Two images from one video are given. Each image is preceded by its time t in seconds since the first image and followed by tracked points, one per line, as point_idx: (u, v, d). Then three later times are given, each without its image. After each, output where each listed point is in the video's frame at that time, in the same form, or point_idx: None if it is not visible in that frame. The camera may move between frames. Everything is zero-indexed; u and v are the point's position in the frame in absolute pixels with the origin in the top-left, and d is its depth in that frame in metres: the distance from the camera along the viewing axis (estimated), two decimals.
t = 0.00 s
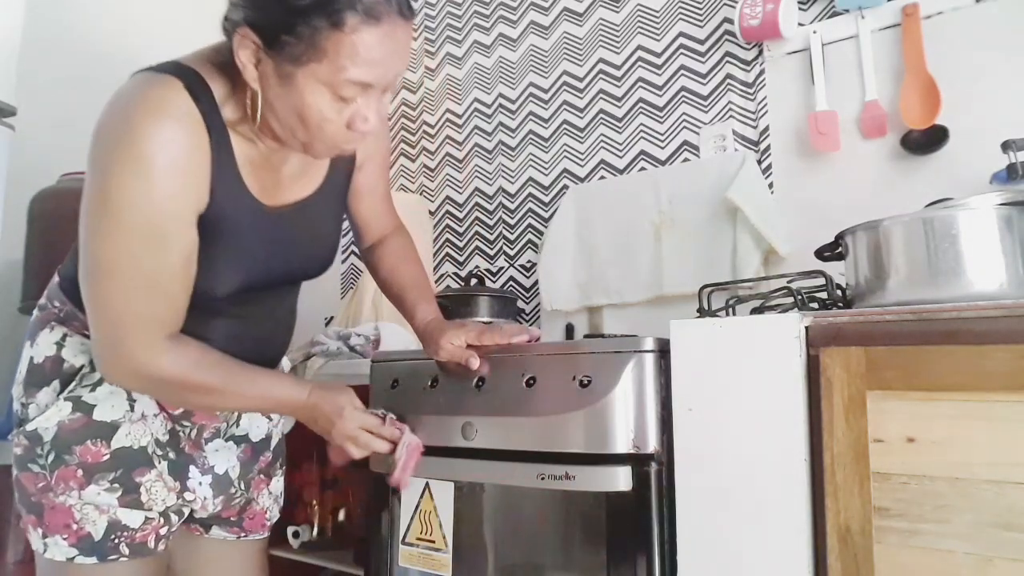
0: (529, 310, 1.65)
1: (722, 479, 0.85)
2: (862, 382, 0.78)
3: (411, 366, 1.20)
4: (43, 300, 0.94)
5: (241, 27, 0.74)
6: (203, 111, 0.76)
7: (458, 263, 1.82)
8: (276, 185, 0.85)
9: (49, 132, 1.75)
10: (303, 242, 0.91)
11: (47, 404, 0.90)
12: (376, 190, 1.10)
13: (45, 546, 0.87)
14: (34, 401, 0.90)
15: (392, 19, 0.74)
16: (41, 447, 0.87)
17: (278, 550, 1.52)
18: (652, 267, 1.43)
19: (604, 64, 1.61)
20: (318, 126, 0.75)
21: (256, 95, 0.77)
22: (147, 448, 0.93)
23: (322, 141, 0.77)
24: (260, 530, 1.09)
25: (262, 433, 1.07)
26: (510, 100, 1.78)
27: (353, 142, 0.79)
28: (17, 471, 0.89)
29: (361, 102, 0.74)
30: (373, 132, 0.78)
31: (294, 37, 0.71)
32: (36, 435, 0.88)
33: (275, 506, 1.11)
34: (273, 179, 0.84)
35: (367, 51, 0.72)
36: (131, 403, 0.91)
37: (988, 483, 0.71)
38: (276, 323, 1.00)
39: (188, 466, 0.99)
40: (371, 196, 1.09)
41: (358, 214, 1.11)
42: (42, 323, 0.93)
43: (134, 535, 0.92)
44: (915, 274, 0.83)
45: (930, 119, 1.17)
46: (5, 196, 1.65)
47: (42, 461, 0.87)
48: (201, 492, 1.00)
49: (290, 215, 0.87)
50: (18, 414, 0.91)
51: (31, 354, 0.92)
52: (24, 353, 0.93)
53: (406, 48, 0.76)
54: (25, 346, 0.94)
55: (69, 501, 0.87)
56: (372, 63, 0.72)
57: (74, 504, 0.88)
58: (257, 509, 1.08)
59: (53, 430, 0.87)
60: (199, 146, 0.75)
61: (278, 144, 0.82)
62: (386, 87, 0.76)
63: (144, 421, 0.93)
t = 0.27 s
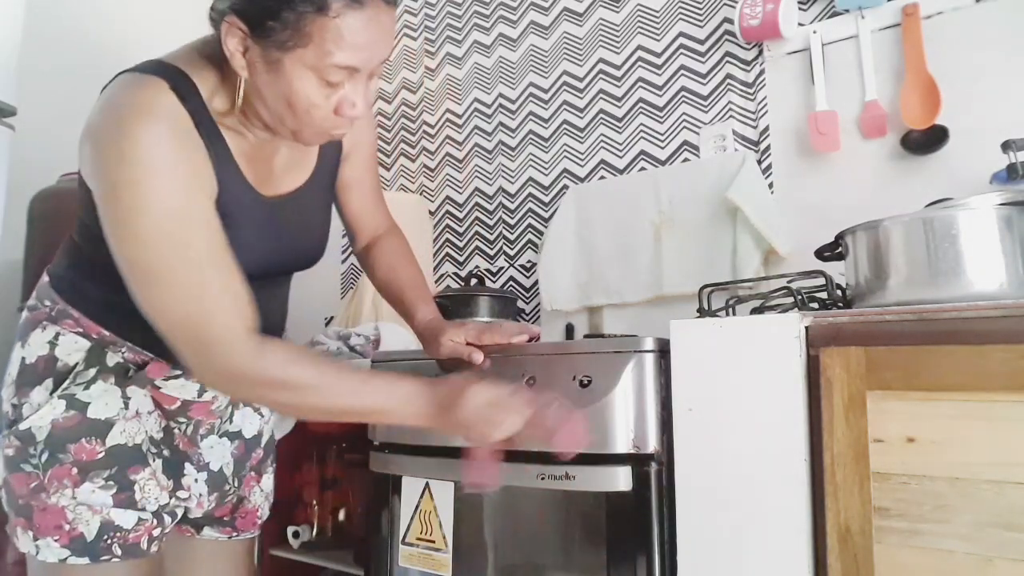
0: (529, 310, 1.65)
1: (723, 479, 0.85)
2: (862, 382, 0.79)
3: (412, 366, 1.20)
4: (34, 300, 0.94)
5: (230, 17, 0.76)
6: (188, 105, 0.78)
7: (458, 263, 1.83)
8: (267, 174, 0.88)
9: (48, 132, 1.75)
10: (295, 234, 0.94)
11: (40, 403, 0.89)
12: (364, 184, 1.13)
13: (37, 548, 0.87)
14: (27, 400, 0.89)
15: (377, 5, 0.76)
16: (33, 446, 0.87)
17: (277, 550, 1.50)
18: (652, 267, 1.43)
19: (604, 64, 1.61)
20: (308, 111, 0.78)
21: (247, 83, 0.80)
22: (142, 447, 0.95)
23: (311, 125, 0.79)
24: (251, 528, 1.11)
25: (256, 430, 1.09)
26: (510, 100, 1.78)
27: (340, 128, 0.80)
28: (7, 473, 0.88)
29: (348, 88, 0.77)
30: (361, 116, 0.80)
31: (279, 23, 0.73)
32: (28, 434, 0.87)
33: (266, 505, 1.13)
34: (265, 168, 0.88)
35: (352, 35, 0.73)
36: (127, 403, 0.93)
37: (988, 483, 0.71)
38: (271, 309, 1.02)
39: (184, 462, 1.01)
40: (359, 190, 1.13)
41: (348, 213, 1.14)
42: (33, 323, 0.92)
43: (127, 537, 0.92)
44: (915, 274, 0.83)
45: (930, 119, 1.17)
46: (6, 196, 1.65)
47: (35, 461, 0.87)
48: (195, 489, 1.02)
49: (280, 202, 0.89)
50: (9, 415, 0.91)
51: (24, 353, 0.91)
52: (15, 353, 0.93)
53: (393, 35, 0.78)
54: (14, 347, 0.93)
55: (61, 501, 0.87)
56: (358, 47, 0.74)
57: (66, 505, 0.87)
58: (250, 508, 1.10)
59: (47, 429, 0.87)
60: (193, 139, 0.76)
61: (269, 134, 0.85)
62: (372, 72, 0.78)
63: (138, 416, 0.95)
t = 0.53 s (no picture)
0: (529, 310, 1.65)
1: (723, 479, 0.85)
2: (861, 382, 0.79)
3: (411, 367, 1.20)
4: (31, 299, 0.93)
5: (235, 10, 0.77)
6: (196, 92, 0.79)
7: (458, 263, 1.83)
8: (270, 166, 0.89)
9: (48, 132, 1.75)
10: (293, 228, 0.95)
11: (45, 401, 0.89)
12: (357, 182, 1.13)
13: (40, 550, 0.87)
14: (32, 399, 0.89)
15: None
16: (38, 445, 0.87)
17: (277, 550, 1.47)
18: (653, 266, 1.43)
19: (604, 64, 1.61)
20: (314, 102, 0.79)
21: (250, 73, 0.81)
22: (146, 446, 0.95)
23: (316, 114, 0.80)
24: (245, 527, 1.11)
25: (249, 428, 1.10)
26: (510, 100, 1.78)
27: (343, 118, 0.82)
28: (8, 475, 0.88)
29: (351, 78, 0.78)
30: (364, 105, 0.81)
31: (285, 14, 0.74)
32: (32, 433, 0.87)
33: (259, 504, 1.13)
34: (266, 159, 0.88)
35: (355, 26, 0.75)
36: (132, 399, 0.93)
37: (988, 483, 0.71)
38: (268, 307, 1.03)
39: (182, 461, 1.01)
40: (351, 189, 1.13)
41: (342, 214, 1.15)
42: (33, 322, 0.92)
43: (130, 537, 0.92)
44: (915, 274, 0.83)
45: (930, 119, 1.17)
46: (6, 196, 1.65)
47: (39, 461, 0.87)
48: (193, 487, 1.02)
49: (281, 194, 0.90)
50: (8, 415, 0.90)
51: (25, 352, 0.91)
52: (14, 352, 0.92)
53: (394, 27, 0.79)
54: (14, 346, 0.93)
55: (65, 501, 0.87)
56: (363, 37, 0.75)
57: (70, 506, 0.87)
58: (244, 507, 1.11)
59: (53, 426, 0.87)
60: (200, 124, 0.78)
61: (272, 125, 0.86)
62: (373, 63, 0.79)
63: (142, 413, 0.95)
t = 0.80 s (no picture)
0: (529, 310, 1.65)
1: (723, 479, 0.85)
2: (861, 382, 0.78)
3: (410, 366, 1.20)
4: (29, 299, 0.93)
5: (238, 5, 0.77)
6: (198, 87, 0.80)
7: (458, 263, 1.83)
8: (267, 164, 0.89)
9: (49, 132, 1.75)
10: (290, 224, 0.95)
11: (48, 399, 0.89)
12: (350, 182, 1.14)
13: (42, 554, 0.87)
14: (35, 399, 0.89)
15: None
16: (40, 445, 0.87)
17: (277, 551, 1.47)
18: (653, 266, 1.43)
19: (604, 64, 1.61)
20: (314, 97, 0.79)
21: (252, 68, 0.81)
22: (148, 443, 0.95)
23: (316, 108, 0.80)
24: (243, 526, 1.13)
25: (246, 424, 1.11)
26: (510, 100, 1.78)
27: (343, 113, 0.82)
28: (11, 476, 0.88)
29: (351, 73, 0.78)
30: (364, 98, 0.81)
31: (289, 8, 0.74)
32: (35, 432, 0.87)
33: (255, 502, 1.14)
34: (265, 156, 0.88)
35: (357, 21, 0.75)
36: (133, 395, 0.94)
37: (988, 483, 0.71)
38: (264, 305, 1.03)
39: (183, 458, 1.02)
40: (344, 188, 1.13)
41: (336, 219, 1.15)
42: (32, 321, 0.92)
43: (131, 541, 0.92)
44: (914, 274, 0.83)
45: (930, 119, 1.17)
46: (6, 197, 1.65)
47: (43, 460, 0.87)
48: (193, 484, 1.03)
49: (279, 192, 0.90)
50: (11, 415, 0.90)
51: (25, 352, 0.90)
52: (14, 352, 0.91)
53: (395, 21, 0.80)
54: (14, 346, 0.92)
55: (68, 500, 0.87)
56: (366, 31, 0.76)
57: (72, 507, 0.87)
58: (242, 506, 1.12)
59: (55, 425, 0.87)
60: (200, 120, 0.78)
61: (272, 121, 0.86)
62: (374, 60, 0.80)
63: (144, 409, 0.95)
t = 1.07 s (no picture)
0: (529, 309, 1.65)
1: (723, 480, 0.85)
2: (861, 382, 0.79)
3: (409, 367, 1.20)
4: (30, 300, 0.92)
5: None
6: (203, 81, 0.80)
7: (458, 263, 1.83)
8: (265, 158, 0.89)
9: (49, 132, 1.75)
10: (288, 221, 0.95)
11: (55, 399, 0.89)
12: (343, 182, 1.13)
13: (48, 554, 0.87)
14: (42, 399, 0.89)
15: None
16: (48, 445, 0.88)
17: (277, 550, 1.47)
18: (653, 266, 1.43)
19: (604, 64, 1.61)
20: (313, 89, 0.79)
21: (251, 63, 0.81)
22: (153, 442, 0.96)
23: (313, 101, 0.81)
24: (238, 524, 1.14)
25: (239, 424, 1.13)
26: (510, 100, 1.78)
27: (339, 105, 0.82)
28: (17, 476, 0.87)
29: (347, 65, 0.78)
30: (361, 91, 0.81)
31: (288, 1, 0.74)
32: (42, 432, 0.87)
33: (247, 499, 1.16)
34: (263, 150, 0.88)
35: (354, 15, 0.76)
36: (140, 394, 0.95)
37: (988, 483, 0.71)
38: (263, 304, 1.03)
39: (183, 456, 1.03)
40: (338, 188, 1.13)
41: (328, 216, 1.15)
42: (35, 323, 0.90)
43: (137, 541, 0.93)
44: (914, 274, 0.83)
45: (930, 119, 1.17)
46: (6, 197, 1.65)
47: (50, 459, 0.88)
48: (192, 483, 1.04)
49: (276, 189, 0.90)
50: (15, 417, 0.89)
51: (29, 353, 0.89)
52: (17, 354, 0.90)
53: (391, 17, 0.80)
54: (15, 346, 0.91)
55: (78, 500, 0.88)
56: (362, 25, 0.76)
57: (81, 506, 0.88)
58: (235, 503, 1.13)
59: (64, 424, 0.88)
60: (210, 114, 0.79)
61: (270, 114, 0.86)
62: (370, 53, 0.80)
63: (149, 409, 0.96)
